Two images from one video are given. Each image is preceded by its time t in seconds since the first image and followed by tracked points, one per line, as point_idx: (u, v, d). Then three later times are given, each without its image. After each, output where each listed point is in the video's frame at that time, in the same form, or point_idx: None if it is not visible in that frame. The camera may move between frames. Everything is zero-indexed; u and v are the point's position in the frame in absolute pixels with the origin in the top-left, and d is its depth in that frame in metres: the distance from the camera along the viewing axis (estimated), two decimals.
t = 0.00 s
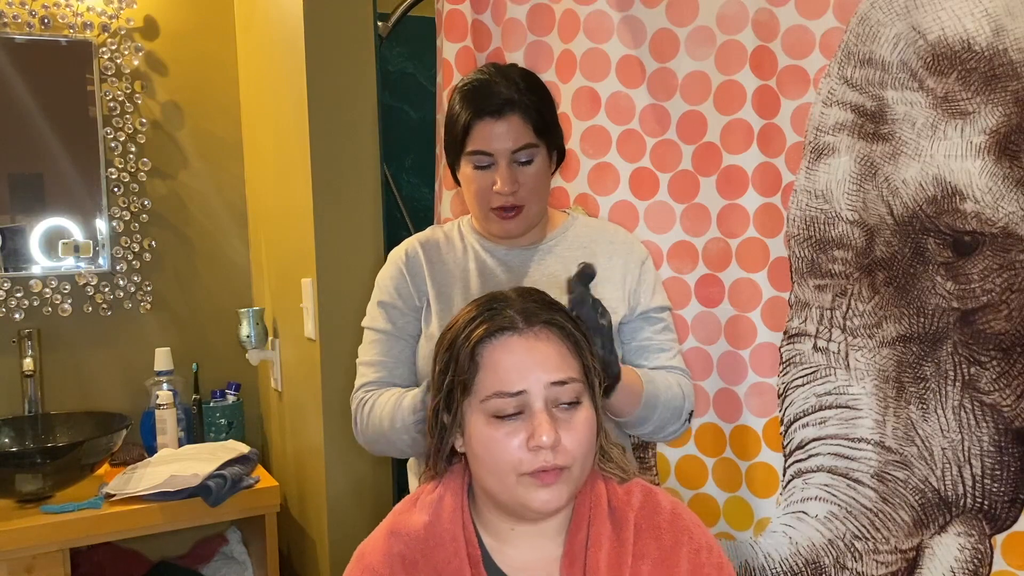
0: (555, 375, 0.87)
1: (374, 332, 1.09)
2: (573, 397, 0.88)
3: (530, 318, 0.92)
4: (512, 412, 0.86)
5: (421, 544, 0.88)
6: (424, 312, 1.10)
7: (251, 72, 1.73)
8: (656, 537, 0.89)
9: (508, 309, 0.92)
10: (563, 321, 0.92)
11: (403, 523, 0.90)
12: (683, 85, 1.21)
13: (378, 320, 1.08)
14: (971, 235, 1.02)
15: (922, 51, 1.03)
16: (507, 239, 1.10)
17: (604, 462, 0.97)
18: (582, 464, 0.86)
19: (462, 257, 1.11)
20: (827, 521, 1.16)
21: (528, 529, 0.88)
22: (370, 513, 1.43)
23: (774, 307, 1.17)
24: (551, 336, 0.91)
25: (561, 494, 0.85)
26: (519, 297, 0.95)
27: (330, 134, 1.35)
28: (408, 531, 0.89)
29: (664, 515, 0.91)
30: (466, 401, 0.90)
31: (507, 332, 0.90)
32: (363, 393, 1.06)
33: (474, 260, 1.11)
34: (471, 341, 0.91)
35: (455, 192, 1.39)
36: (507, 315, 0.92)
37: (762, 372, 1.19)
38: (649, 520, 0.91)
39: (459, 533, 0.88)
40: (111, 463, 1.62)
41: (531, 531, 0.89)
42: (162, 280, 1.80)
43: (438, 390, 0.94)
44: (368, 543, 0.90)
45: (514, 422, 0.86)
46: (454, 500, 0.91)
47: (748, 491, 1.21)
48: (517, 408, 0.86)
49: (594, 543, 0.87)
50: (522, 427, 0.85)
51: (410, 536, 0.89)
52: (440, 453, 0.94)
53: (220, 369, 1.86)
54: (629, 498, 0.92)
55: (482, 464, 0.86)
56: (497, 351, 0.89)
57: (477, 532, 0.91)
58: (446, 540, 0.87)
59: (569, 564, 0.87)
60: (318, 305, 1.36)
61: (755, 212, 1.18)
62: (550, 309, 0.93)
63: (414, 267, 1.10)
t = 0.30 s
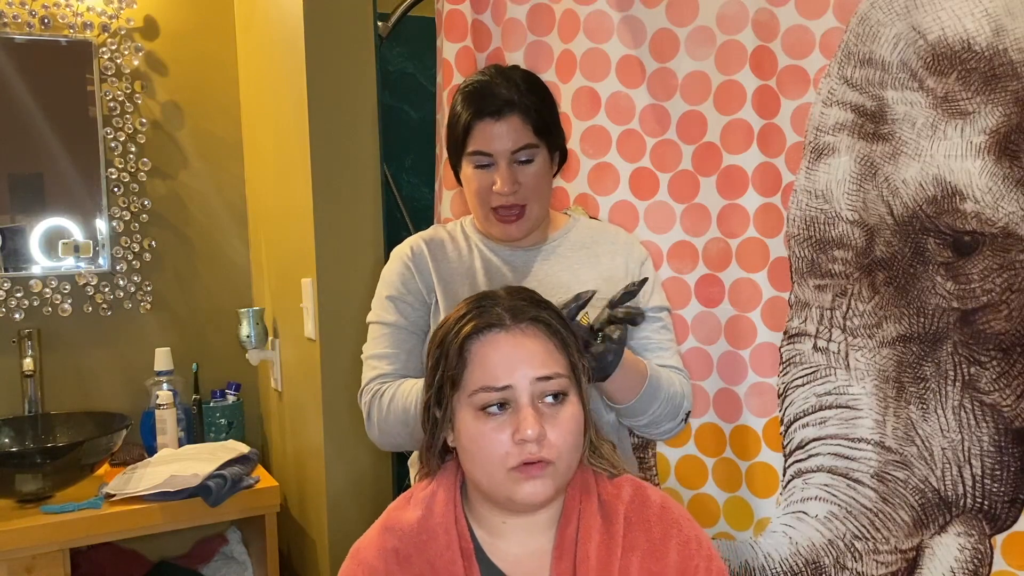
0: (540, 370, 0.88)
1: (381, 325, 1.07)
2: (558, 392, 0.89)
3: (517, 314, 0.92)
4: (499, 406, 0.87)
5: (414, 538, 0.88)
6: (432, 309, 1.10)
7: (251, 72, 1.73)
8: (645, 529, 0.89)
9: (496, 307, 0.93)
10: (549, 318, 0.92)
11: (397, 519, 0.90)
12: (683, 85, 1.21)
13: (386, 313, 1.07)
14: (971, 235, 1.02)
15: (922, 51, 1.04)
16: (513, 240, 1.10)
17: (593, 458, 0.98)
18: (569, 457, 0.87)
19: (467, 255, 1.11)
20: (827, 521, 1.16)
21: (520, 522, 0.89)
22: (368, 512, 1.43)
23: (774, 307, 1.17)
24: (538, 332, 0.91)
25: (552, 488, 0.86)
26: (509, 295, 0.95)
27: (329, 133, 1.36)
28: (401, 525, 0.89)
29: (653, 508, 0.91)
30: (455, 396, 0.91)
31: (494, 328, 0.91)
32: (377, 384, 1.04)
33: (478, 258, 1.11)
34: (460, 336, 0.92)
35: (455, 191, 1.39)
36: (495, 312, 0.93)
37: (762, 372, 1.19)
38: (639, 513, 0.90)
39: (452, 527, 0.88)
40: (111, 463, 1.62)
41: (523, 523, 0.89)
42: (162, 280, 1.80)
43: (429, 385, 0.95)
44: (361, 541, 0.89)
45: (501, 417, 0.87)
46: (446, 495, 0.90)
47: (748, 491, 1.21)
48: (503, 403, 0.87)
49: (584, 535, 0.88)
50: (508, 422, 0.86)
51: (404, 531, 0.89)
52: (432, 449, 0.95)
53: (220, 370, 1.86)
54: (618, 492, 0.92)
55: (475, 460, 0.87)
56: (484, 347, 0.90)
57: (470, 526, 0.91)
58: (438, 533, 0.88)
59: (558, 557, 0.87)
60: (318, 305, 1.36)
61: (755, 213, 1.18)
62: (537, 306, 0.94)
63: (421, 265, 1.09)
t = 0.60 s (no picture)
0: (536, 363, 0.89)
1: (382, 324, 1.08)
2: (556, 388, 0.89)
3: (515, 311, 0.93)
4: (496, 401, 0.88)
5: (413, 535, 0.88)
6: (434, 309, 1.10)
7: (251, 73, 1.73)
8: (641, 525, 0.89)
9: (494, 303, 0.94)
10: (546, 315, 0.94)
11: (396, 517, 0.90)
12: (683, 85, 1.21)
13: (388, 313, 1.07)
14: (971, 235, 1.02)
15: (922, 51, 1.04)
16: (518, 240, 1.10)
17: (588, 454, 0.97)
18: (567, 450, 0.87)
19: (470, 255, 1.11)
20: (827, 521, 1.16)
21: (518, 519, 0.89)
22: (368, 512, 1.43)
23: (774, 307, 1.17)
24: (535, 328, 0.92)
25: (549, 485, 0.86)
26: (506, 293, 0.96)
27: (329, 133, 1.36)
28: (400, 522, 0.89)
29: (649, 505, 0.91)
30: (453, 390, 0.92)
31: (491, 324, 0.92)
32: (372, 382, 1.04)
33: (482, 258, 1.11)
34: (458, 332, 0.92)
35: (455, 191, 1.40)
36: (493, 308, 0.93)
37: (762, 372, 1.19)
38: (635, 511, 0.91)
39: (450, 523, 0.88)
40: (111, 463, 1.62)
41: (520, 519, 0.89)
42: (162, 280, 1.80)
43: (427, 381, 0.95)
44: (361, 539, 0.89)
45: (498, 411, 0.87)
46: (444, 493, 0.91)
47: (748, 491, 1.21)
48: (500, 399, 0.88)
49: (581, 530, 0.87)
50: (504, 416, 0.87)
51: (403, 528, 0.89)
52: (430, 446, 0.96)
53: (220, 370, 1.86)
54: (615, 490, 0.93)
55: (474, 457, 0.87)
56: (482, 343, 0.91)
57: (468, 524, 0.91)
58: (436, 529, 0.88)
59: (555, 552, 0.87)
60: (318, 305, 1.36)
61: (755, 213, 1.17)
62: (534, 303, 0.95)
63: (424, 264, 1.09)
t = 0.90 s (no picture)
0: (535, 371, 0.90)
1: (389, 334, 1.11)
2: (554, 395, 0.89)
3: (519, 312, 0.94)
4: (494, 402, 0.89)
5: (418, 535, 0.88)
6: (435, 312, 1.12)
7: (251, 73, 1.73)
8: (647, 529, 0.89)
9: (499, 303, 0.95)
10: (552, 320, 0.94)
11: (401, 517, 0.91)
12: (683, 85, 1.21)
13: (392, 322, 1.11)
14: (971, 235, 1.02)
15: (922, 51, 1.04)
16: (525, 237, 1.11)
17: (597, 455, 0.96)
18: (568, 451, 0.88)
19: (475, 255, 1.13)
20: (827, 521, 1.16)
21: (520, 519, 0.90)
22: (369, 512, 1.43)
23: (774, 307, 1.17)
24: (536, 331, 0.93)
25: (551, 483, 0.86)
26: (516, 292, 0.97)
27: (329, 133, 1.36)
28: (405, 523, 0.89)
29: (655, 508, 0.91)
30: (455, 387, 0.94)
31: (493, 324, 0.93)
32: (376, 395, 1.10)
33: (487, 257, 1.13)
34: (462, 328, 0.94)
35: (455, 192, 1.40)
36: (498, 308, 0.94)
37: (762, 372, 1.19)
38: (640, 514, 0.90)
39: (456, 524, 0.88)
40: (111, 463, 1.62)
41: (524, 520, 0.90)
42: (162, 280, 1.80)
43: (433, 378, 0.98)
44: (365, 538, 0.90)
45: (494, 409, 0.88)
46: (451, 494, 0.91)
47: (748, 491, 1.21)
48: (498, 400, 0.89)
49: (587, 533, 0.88)
50: (499, 415, 0.87)
51: (408, 529, 0.89)
52: (434, 446, 0.97)
53: (220, 370, 1.86)
54: (621, 491, 0.92)
55: (477, 457, 0.87)
56: (484, 341, 0.93)
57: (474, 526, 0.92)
58: (443, 532, 0.88)
59: (561, 556, 0.87)
60: (318, 305, 1.36)
61: (755, 213, 1.18)
62: (541, 305, 0.95)
63: (426, 267, 1.12)
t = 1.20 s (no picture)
0: (554, 374, 0.90)
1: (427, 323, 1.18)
2: (572, 399, 0.89)
3: (541, 312, 0.94)
4: (511, 403, 0.89)
5: (434, 538, 0.89)
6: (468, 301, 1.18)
7: (251, 73, 1.74)
8: (666, 540, 0.89)
9: (523, 302, 0.95)
10: (574, 323, 0.94)
11: (417, 518, 0.91)
12: (683, 85, 1.21)
13: (427, 312, 1.18)
14: (971, 235, 1.02)
15: (921, 51, 1.04)
16: (556, 229, 1.14)
17: (617, 462, 0.95)
18: (583, 461, 0.88)
19: (509, 245, 1.18)
20: (827, 521, 1.16)
21: (536, 525, 0.90)
22: (373, 512, 1.44)
23: (775, 307, 1.17)
24: (556, 332, 0.93)
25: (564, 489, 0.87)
26: (541, 292, 0.97)
27: (330, 134, 1.36)
28: (421, 525, 0.90)
29: (675, 519, 0.90)
30: (474, 386, 0.94)
31: (514, 323, 0.94)
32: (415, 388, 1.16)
33: (519, 247, 1.16)
34: (483, 326, 0.95)
35: (455, 191, 1.42)
36: (520, 307, 0.95)
37: (762, 372, 1.19)
38: (660, 524, 0.90)
39: (473, 529, 0.89)
40: (111, 463, 1.62)
41: (540, 527, 0.90)
42: (162, 280, 1.80)
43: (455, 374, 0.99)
44: (381, 536, 0.91)
45: (511, 411, 0.89)
46: (468, 496, 0.91)
47: (748, 491, 1.21)
48: (514, 401, 0.89)
49: (605, 543, 0.88)
50: (515, 418, 0.88)
51: (423, 531, 0.90)
52: (454, 444, 0.97)
53: (220, 370, 1.87)
54: (641, 499, 0.92)
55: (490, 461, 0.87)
56: (504, 340, 0.93)
57: (491, 530, 0.91)
58: (460, 535, 0.89)
59: (579, 564, 0.88)
60: (318, 305, 1.37)
61: (755, 213, 1.18)
62: (565, 308, 0.95)
63: (461, 257, 1.18)
